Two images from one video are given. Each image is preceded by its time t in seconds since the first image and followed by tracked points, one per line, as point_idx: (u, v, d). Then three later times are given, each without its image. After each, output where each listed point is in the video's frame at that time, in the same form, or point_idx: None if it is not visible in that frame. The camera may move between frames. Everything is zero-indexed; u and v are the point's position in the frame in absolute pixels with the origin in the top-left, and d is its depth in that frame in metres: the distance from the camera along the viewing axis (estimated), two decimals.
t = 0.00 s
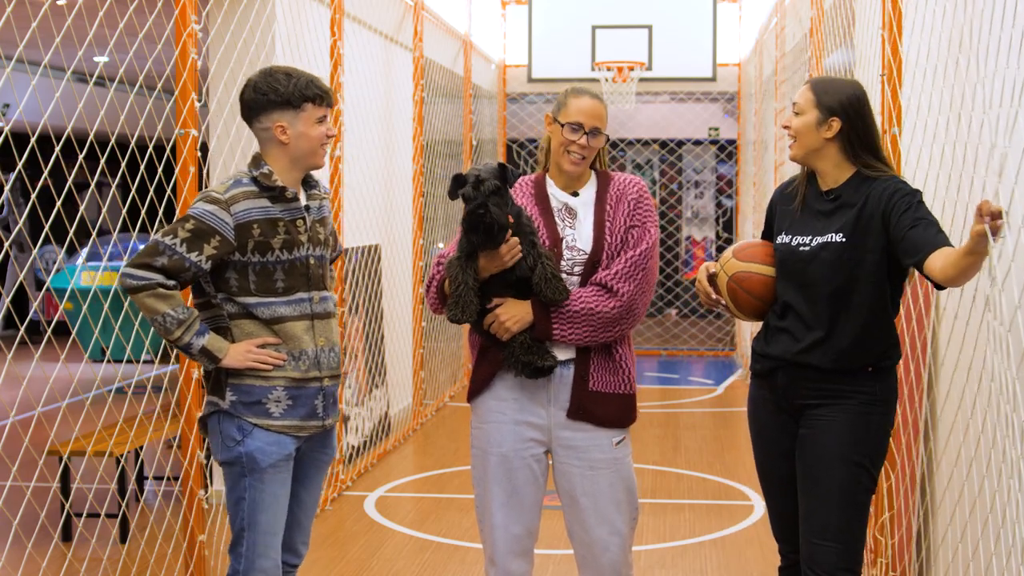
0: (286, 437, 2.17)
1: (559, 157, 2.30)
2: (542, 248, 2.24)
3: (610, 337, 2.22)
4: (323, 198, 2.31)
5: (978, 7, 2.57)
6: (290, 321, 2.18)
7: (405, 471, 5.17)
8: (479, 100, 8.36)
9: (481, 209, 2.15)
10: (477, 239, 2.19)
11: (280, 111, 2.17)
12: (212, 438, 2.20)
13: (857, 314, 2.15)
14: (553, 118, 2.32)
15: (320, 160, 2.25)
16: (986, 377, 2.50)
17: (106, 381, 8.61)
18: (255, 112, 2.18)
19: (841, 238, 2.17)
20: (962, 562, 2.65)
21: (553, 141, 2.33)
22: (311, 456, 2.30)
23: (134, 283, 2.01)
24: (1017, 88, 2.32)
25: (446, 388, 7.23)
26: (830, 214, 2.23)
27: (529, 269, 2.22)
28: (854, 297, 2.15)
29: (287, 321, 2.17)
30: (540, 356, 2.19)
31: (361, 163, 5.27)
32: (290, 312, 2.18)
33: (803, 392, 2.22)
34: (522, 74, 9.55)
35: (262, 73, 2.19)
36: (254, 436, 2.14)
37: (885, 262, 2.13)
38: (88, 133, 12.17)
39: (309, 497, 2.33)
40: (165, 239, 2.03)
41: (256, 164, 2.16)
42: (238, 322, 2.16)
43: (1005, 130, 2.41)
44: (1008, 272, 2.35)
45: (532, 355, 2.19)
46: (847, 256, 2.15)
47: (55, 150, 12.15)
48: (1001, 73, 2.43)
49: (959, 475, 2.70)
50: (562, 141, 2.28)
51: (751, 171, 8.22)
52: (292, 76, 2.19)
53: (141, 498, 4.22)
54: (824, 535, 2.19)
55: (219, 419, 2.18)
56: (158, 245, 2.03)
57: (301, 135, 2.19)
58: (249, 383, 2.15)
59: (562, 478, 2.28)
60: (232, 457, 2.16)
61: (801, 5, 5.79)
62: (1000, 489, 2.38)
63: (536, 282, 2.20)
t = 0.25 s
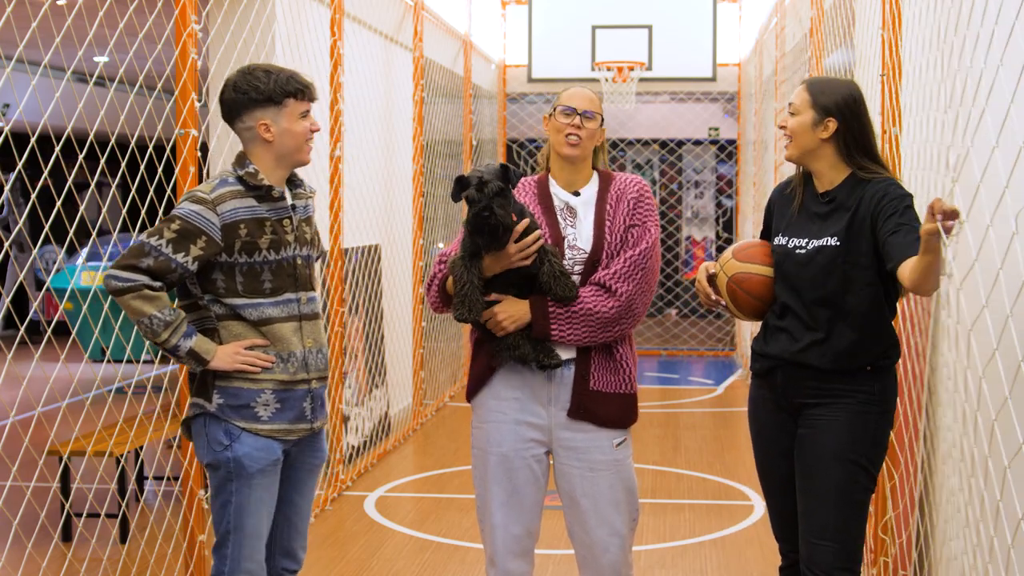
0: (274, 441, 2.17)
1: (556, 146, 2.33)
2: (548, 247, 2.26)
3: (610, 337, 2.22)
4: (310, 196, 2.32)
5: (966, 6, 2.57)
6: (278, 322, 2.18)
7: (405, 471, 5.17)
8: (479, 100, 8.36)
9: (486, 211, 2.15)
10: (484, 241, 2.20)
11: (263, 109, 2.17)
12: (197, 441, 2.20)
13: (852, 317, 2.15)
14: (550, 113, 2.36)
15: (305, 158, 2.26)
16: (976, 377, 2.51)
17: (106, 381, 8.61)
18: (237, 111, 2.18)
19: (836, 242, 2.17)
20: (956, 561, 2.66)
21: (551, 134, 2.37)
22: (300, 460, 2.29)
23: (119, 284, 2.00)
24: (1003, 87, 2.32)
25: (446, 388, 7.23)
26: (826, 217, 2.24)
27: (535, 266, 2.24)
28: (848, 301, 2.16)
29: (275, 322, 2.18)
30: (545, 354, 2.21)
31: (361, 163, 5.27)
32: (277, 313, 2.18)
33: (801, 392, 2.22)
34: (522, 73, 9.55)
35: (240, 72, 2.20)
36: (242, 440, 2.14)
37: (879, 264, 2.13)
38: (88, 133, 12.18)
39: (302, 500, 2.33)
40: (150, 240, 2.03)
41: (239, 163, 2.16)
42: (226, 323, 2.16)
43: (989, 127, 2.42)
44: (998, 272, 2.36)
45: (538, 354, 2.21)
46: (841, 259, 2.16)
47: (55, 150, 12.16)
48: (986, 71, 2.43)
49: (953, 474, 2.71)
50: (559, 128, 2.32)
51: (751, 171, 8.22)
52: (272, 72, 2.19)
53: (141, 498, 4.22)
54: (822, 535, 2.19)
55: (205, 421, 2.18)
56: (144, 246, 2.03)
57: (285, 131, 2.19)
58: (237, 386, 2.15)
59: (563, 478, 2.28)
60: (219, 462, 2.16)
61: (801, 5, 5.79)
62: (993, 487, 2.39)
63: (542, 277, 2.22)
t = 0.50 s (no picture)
0: (258, 449, 2.18)
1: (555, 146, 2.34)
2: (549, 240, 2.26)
3: (614, 335, 2.22)
4: (296, 199, 2.32)
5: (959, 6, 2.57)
6: (265, 328, 2.19)
7: (405, 471, 5.17)
8: (479, 100, 8.36)
9: (490, 208, 2.16)
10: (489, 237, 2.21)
11: (249, 110, 2.18)
12: (179, 446, 2.19)
13: (850, 317, 2.15)
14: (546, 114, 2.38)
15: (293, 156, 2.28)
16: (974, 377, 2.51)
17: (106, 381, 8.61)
18: (223, 115, 2.19)
19: (833, 243, 2.17)
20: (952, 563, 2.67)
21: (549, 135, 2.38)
22: (291, 462, 2.30)
23: (106, 289, 1.98)
24: (997, 85, 2.31)
25: (445, 388, 7.23)
26: (823, 217, 2.24)
27: (538, 261, 2.24)
28: (846, 302, 2.16)
29: (263, 328, 2.19)
30: (553, 350, 2.22)
31: (361, 163, 5.27)
32: (265, 318, 2.19)
33: (801, 392, 2.22)
34: (522, 73, 9.55)
35: (222, 75, 2.20)
36: (226, 448, 2.14)
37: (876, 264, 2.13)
38: (88, 133, 12.17)
39: (310, 503, 2.33)
40: (138, 243, 2.01)
41: (227, 166, 2.15)
42: (211, 329, 2.16)
43: (982, 126, 2.42)
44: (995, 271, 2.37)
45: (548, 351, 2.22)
46: (838, 260, 2.16)
47: (55, 150, 12.16)
48: (978, 71, 2.44)
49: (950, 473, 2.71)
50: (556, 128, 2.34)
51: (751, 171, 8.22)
52: (253, 73, 2.20)
53: (141, 498, 4.22)
54: (821, 535, 2.19)
55: (188, 427, 2.17)
56: (131, 249, 2.01)
57: (273, 131, 2.21)
58: (222, 393, 2.14)
59: (567, 478, 2.28)
60: (200, 469, 2.15)
61: (801, 4, 5.79)
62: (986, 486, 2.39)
63: (547, 271, 2.23)
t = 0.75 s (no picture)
0: (250, 449, 2.19)
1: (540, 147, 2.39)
2: (552, 245, 2.24)
3: (616, 337, 2.22)
4: (291, 195, 2.32)
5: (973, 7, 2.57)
6: (258, 327, 2.19)
7: (406, 471, 5.17)
8: (479, 100, 8.36)
9: (485, 208, 2.15)
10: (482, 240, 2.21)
11: (241, 109, 2.18)
12: (172, 447, 2.19)
13: (851, 315, 2.15)
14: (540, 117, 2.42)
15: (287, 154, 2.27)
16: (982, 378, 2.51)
17: (106, 381, 8.61)
18: (216, 114, 2.19)
19: (834, 240, 2.17)
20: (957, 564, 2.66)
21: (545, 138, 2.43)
22: (288, 462, 2.31)
23: (99, 287, 1.98)
24: (1011, 88, 2.32)
25: (445, 388, 7.23)
26: (824, 216, 2.24)
27: (539, 263, 2.22)
28: (847, 299, 2.16)
29: (255, 327, 2.19)
30: (548, 356, 2.20)
31: (361, 163, 5.26)
32: (258, 317, 2.19)
33: (800, 392, 2.22)
34: (522, 73, 9.55)
35: (214, 73, 2.20)
36: (219, 449, 2.15)
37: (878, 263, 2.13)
38: (88, 133, 12.18)
39: (318, 501, 2.33)
40: (131, 241, 2.01)
41: (221, 163, 2.16)
42: (202, 330, 2.16)
43: (997, 128, 2.42)
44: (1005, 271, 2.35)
45: (545, 356, 2.21)
46: (839, 258, 2.16)
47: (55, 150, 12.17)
48: (994, 72, 2.43)
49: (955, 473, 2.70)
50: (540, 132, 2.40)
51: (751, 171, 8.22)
52: (245, 71, 2.20)
53: (141, 498, 4.22)
54: (821, 535, 2.19)
55: (180, 429, 2.17)
56: (124, 247, 2.01)
57: (267, 129, 2.21)
58: (212, 393, 2.14)
59: (568, 478, 2.28)
60: (193, 470, 2.15)
61: (801, 5, 5.79)
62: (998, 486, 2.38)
63: (547, 275, 2.21)
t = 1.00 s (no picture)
0: (260, 445, 2.18)
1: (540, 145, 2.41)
2: (551, 247, 2.24)
3: (614, 338, 2.22)
4: (297, 191, 2.32)
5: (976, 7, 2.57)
6: (267, 324, 2.19)
7: (405, 471, 5.17)
8: (479, 100, 8.36)
9: (490, 213, 2.14)
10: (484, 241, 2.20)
11: (254, 101, 2.19)
12: (182, 445, 2.19)
13: (852, 313, 2.15)
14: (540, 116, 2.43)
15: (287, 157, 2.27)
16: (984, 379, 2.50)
17: (106, 381, 8.62)
18: (227, 102, 2.19)
19: (837, 237, 2.17)
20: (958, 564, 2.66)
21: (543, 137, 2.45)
22: (295, 461, 2.31)
23: (104, 288, 1.99)
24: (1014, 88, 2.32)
25: (446, 388, 7.23)
26: (827, 213, 2.24)
27: (540, 266, 2.22)
28: (849, 297, 2.16)
29: (264, 324, 2.18)
30: (545, 359, 2.21)
31: (361, 162, 5.26)
32: (267, 314, 2.19)
33: (802, 392, 2.22)
34: (522, 73, 9.55)
35: (232, 64, 2.22)
36: (227, 446, 2.14)
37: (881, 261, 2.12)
38: (88, 133, 12.18)
39: (306, 504, 2.33)
40: (135, 241, 2.02)
41: (224, 161, 2.17)
42: (211, 327, 2.16)
43: (999, 128, 2.42)
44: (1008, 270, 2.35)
45: (539, 357, 2.21)
46: (841, 256, 2.16)
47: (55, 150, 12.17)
48: (997, 72, 2.42)
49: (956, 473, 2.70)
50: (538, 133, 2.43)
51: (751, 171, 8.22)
52: (262, 67, 2.22)
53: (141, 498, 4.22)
54: (821, 535, 2.19)
55: (189, 426, 2.17)
56: (128, 248, 2.01)
57: (274, 126, 2.21)
58: (222, 390, 2.15)
59: (567, 478, 2.28)
60: (202, 466, 2.15)
61: (801, 5, 5.79)
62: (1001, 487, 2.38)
63: (547, 280, 2.21)
